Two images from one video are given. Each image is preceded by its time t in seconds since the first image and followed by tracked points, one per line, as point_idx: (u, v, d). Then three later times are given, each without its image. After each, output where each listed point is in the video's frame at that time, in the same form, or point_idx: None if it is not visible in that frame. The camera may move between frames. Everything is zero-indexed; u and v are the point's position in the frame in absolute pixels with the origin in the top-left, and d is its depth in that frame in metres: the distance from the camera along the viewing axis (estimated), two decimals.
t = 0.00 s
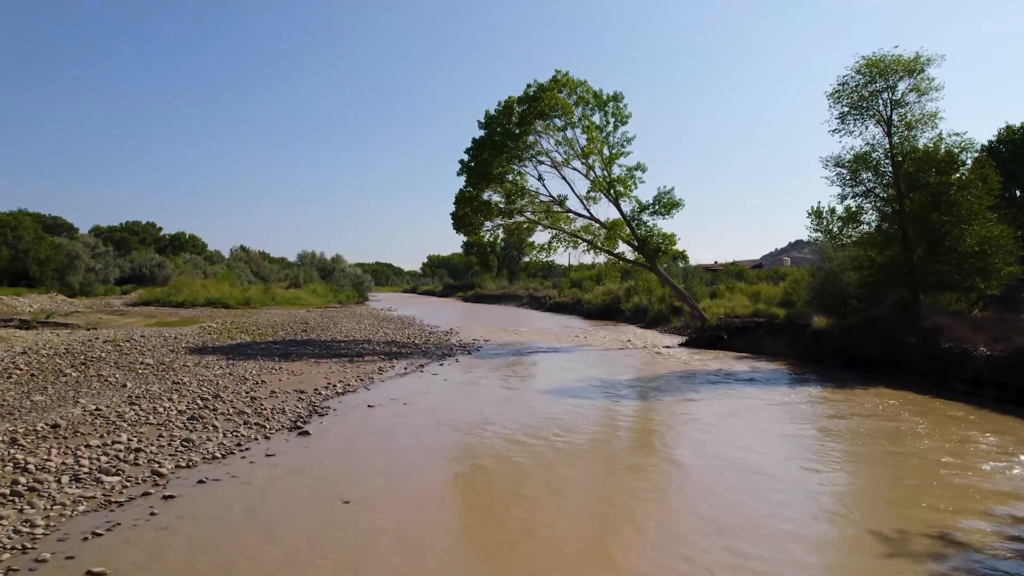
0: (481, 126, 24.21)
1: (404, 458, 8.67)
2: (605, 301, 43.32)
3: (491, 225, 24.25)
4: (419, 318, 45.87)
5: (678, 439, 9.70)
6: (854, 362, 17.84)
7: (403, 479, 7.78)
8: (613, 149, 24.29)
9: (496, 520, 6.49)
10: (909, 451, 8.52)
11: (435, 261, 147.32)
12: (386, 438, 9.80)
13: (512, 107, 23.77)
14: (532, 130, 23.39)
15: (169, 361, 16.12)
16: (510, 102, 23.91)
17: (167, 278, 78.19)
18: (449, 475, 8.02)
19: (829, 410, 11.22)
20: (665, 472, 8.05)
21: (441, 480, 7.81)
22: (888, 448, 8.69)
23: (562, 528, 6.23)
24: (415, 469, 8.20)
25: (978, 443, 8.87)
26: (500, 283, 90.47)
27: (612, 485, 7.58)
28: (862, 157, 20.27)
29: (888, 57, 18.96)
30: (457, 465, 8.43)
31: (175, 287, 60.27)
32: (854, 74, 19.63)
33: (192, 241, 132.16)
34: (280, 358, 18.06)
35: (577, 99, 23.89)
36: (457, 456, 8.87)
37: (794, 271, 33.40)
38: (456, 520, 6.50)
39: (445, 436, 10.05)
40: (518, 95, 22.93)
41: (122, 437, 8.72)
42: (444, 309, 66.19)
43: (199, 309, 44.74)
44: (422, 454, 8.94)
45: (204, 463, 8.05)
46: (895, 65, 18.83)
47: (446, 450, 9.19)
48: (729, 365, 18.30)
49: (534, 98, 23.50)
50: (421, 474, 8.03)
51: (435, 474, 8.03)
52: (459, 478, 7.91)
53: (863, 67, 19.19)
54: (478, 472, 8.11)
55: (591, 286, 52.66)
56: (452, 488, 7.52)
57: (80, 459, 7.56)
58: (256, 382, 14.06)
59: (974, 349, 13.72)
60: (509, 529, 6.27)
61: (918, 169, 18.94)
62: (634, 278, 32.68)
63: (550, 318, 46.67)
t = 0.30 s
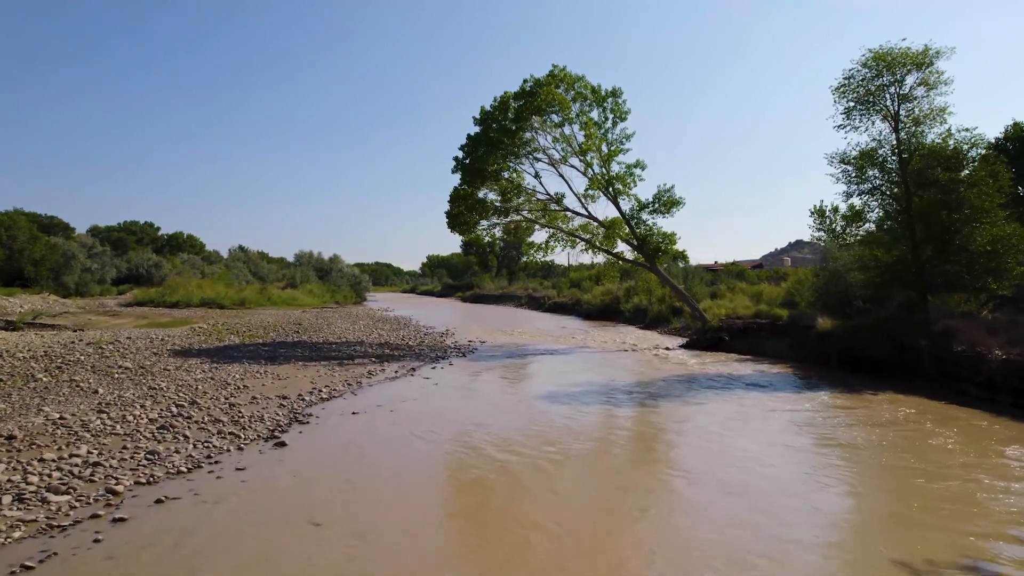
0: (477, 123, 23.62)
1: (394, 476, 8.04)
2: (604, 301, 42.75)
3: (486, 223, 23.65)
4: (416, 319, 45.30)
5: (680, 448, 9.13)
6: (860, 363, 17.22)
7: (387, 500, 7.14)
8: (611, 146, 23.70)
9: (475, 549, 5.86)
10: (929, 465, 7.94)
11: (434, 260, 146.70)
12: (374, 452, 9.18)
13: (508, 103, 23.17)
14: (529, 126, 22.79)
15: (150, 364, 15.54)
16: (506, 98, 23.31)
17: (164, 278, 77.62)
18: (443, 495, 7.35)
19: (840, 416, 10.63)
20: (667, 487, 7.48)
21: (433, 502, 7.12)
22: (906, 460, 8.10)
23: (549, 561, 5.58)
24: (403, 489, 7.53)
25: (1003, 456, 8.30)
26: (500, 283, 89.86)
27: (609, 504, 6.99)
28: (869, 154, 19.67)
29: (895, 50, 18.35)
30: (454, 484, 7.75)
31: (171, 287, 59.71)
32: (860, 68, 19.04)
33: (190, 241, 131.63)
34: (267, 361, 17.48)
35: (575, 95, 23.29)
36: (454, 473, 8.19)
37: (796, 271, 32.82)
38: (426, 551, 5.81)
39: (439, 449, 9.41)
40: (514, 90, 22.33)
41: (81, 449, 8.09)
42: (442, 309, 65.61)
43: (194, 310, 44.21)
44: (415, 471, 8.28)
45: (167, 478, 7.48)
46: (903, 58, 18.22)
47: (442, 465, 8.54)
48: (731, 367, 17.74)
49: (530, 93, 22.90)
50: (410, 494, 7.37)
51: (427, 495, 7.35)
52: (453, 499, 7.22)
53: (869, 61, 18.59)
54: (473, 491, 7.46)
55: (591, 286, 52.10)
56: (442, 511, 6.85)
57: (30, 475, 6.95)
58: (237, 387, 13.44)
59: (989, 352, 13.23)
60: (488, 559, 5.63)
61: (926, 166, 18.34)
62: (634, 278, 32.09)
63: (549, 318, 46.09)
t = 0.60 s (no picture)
0: (473, 119, 23.04)
1: (385, 498, 7.33)
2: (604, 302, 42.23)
3: (482, 222, 23.05)
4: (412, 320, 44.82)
5: (685, 461, 8.51)
6: (868, 367, 16.60)
7: (366, 525, 6.49)
8: (611, 143, 23.12)
9: None
10: (956, 483, 7.34)
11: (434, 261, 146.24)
12: (363, 466, 8.52)
13: (504, 98, 22.59)
14: (526, 122, 22.21)
15: (130, 367, 14.94)
16: (502, 93, 22.73)
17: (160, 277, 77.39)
18: (436, 522, 6.62)
19: (854, 425, 10.02)
20: (672, 506, 6.87)
21: (423, 531, 6.38)
22: (930, 477, 7.50)
23: None
24: (386, 511, 6.89)
25: None
26: (499, 283, 89.39)
27: (608, 527, 6.38)
28: (875, 150, 19.10)
29: (904, 42, 17.75)
30: (454, 509, 6.99)
31: (166, 288, 59.30)
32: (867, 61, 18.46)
33: (189, 241, 131.35)
34: (253, 364, 16.88)
35: (573, 90, 22.70)
36: (456, 495, 7.44)
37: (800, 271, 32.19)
38: None
39: (437, 464, 8.70)
40: (510, 85, 21.76)
41: (33, 463, 7.45)
42: (440, 309, 65.20)
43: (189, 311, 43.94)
44: (411, 492, 7.56)
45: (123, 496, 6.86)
46: (911, 51, 17.62)
47: (441, 484, 7.83)
48: (735, 371, 17.13)
49: (527, 88, 22.31)
50: (395, 519, 6.70)
51: (415, 519, 6.67)
52: (446, 527, 6.49)
53: (876, 53, 17.99)
54: (462, 514, 6.80)
55: (590, 286, 51.58)
56: (428, 542, 6.10)
57: None
58: (217, 392, 12.80)
59: (1005, 357, 12.72)
60: None
61: (935, 162, 17.74)
62: (634, 278, 31.45)
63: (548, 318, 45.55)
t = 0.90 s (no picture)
0: (469, 114, 22.46)
1: (367, 519, 6.62)
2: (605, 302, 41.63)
3: (478, 220, 22.45)
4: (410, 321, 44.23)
5: (691, 473, 7.88)
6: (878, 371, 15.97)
7: (340, 549, 5.86)
8: (611, 139, 22.51)
9: None
10: (986, 502, 6.73)
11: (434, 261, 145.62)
12: (345, 482, 7.83)
13: (501, 93, 22.00)
14: (523, 118, 21.60)
15: (110, 371, 14.36)
16: (499, 88, 22.15)
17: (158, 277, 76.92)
18: (423, 549, 5.91)
19: (870, 434, 9.38)
20: (675, 527, 6.28)
21: (403, 556, 5.75)
22: (960, 496, 6.87)
23: None
24: (363, 533, 6.26)
25: None
26: (499, 283, 88.77)
27: (608, 554, 5.73)
28: (884, 146, 18.48)
29: (914, 33, 17.12)
30: (445, 534, 6.27)
31: (163, 288, 58.74)
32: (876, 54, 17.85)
33: (188, 241, 130.95)
34: (240, 367, 16.29)
35: (572, 84, 22.11)
36: (449, 517, 6.73)
37: (805, 270, 31.53)
38: None
39: (429, 479, 8.00)
40: (508, 79, 21.18)
41: None
42: (439, 309, 64.65)
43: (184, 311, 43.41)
44: (399, 512, 6.85)
45: (72, 516, 6.24)
46: (921, 41, 16.97)
47: (432, 503, 7.12)
48: (740, 374, 16.51)
49: (525, 82, 21.71)
50: (373, 541, 6.08)
51: (396, 542, 6.05)
52: (432, 556, 5.77)
53: (886, 45, 17.37)
54: (447, 537, 6.18)
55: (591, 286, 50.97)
56: (408, 571, 5.44)
57: None
58: (196, 398, 12.15)
59: None
60: None
61: (947, 158, 17.10)
62: (636, 277, 30.81)
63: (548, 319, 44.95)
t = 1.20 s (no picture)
0: (465, 109, 21.86)
1: (345, 538, 6.03)
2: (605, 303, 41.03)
3: (475, 219, 21.85)
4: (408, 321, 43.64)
5: (695, 488, 7.30)
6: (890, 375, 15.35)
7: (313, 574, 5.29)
8: (611, 135, 21.90)
9: None
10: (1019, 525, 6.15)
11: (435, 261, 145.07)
12: (329, 495, 7.22)
13: (498, 87, 21.39)
14: (521, 113, 20.99)
15: (87, 374, 13.75)
16: (496, 82, 21.53)
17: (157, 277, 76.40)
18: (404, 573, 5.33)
19: (887, 446, 8.80)
20: (680, 552, 5.70)
21: None
22: (991, 519, 6.30)
23: None
24: (338, 554, 5.68)
25: None
26: (500, 283, 88.19)
27: None
28: (893, 141, 17.84)
29: (926, 23, 16.46)
30: (436, 556, 5.65)
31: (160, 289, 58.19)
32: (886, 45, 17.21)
33: (188, 241, 130.51)
34: (226, 370, 15.68)
35: (571, 78, 21.49)
36: (442, 535, 6.11)
37: (810, 270, 30.90)
38: None
39: (422, 491, 7.39)
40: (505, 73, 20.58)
41: None
42: (439, 309, 64.08)
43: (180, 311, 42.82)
44: (382, 529, 6.28)
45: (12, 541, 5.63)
46: (933, 32, 16.32)
47: (419, 519, 6.54)
48: (745, 377, 15.91)
49: (522, 76, 21.10)
50: (349, 563, 5.49)
51: (374, 565, 5.47)
52: None
53: (896, 36, 16.73)
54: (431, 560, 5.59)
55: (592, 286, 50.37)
56: None
57: None
58: (174, 404, 11.53)
59: None
60: None
61: (959, 153, 16.46)
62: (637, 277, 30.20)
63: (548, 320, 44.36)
